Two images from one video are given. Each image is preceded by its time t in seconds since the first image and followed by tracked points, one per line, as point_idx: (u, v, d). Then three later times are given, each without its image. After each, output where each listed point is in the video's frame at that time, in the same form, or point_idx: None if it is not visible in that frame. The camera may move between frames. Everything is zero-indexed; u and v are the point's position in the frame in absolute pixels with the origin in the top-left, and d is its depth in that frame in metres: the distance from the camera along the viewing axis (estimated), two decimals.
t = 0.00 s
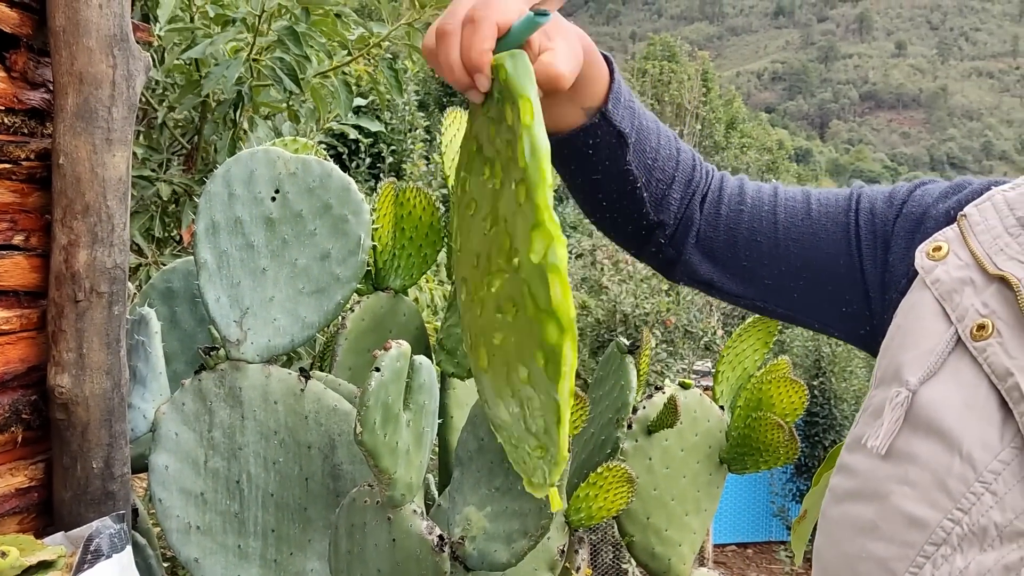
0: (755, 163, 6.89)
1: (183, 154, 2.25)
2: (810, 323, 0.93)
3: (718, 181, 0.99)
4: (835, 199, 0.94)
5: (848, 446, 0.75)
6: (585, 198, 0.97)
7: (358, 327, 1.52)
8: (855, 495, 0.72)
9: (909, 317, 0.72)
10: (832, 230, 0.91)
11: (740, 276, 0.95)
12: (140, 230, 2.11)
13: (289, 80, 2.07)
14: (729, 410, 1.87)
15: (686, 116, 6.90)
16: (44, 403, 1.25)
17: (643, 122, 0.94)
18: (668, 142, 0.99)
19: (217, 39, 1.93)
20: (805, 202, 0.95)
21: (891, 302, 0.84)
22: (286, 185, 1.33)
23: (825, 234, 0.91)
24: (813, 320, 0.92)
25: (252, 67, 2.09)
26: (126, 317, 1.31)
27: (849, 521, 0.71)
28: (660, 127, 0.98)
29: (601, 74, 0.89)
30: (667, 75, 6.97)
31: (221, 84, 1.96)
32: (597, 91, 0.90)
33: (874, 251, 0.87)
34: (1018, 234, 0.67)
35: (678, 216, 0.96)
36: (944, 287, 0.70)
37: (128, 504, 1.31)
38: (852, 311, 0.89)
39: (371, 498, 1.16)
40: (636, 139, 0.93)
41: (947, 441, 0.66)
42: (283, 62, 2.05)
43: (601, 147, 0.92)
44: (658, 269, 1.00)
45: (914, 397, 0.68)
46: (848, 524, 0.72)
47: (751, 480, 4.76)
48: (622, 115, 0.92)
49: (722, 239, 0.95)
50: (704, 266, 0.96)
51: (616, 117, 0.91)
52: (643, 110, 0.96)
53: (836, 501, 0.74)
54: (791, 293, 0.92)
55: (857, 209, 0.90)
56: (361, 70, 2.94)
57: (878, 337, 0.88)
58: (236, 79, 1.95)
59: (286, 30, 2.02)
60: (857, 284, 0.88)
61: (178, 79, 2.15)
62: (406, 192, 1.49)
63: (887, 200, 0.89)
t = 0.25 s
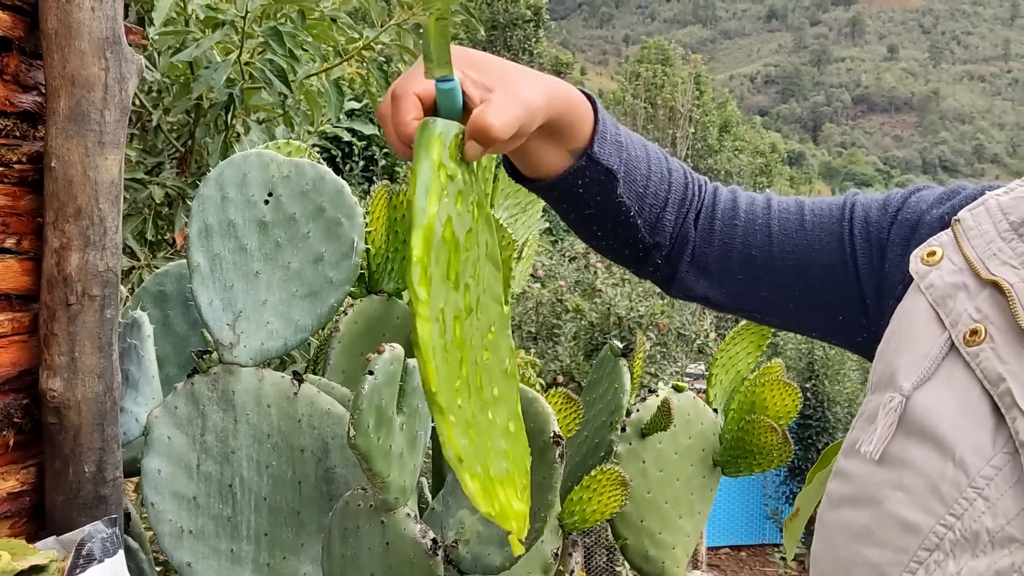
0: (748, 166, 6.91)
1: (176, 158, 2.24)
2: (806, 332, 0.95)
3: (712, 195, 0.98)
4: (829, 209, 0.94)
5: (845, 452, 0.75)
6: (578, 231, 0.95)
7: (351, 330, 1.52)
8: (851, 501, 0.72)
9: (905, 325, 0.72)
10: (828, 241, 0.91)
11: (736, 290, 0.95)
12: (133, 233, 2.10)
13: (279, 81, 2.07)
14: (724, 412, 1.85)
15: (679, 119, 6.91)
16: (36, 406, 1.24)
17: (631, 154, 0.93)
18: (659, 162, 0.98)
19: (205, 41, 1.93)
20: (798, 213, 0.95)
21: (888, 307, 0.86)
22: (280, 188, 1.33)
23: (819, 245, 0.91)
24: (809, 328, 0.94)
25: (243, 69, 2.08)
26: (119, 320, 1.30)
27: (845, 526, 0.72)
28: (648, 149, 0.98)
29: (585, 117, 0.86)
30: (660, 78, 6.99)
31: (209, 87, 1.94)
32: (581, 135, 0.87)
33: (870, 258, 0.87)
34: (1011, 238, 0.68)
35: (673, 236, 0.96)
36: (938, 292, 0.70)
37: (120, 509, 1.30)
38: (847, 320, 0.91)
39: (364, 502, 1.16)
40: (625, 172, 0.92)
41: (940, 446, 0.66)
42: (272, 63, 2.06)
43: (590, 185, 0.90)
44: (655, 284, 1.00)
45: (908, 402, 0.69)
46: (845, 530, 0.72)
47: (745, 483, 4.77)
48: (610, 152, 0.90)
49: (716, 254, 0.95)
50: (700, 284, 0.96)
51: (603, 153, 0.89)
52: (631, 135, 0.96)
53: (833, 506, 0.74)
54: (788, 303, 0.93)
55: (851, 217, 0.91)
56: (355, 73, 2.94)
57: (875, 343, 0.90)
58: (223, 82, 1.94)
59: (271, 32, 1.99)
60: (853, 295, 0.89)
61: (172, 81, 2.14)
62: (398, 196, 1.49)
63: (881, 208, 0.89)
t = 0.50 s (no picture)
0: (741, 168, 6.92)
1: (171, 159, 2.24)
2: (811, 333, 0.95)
3: (715, 196, 0.98)
4: (833, 211, 0.93)
5: (843, 457, 0.75)
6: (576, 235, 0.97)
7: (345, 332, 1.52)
8: (846, 507, 0.72)
9: (904, 328, 0.72)
10: (831, 244, 0.90)
11: (738, 292, 0.95)
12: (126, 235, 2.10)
13: (276, 84, 2.06)
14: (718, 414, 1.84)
15: (673, 121, 6.91)
16: (28, 409, 1.24)
17: (625, 157, 0.93)
18: (657, 165, 0.98)
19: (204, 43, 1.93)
20: (801, 215, 0.94)
21: (890, 310, 0.86)
22: (274, 190, 1.34)
23: (821, 248, 0.91)
24: (813, 331, 0.94)
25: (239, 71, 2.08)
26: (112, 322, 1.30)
27: (841, 532, 0.72)
28: (645, 152, 0.98)
29: (569, 117, 0.86)
30: (654, 80, 6.99)
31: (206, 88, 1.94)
32: (572, 142, 0.88)
33: (872, 261, 0.87)
34: (1011, 242, 0.68)
35: (673, 240, 0.96)
36: (937, 296, 0.71)
37: (113, 511, 1.30)
38: (851, 322, 0.91)
39: (358, 504, 1.16)
40: (619, 176, 0.92)
41: (935, 453, 0.66)
42: (269, 65, 2.06)
43: (584, 190, 0.91)
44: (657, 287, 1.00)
45: (905, 408, 0.69)
46: (840, 536, 0.72)
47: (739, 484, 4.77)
48: (603, 157, 0.91)
49: (719, 256, 0.95)
50: (702, 287, 0.96)
51: (593, 159, 0.90)
52: (624, 137, 0.96)
53: (830, 512, 0.74)
54: (791, 306, 0.93)
55: (854, 220, 0.90)
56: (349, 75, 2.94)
57: (879, 345, 0.91)
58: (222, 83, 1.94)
59: (271, 34, 2.01)
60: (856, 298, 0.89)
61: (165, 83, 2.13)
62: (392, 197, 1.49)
63: (885, 210, 0.89)
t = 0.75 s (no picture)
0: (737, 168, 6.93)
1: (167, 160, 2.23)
2: (818, 334, 0.94)
3: (720, 197, 0.98)
4: (837, 212, 0.93)
5: (845, 459, 0.75)
6: (576, 238, 0.98)
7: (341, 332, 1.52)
8: (846, 508, 0.73)
9: (908, 330, 0.72)
10: (835, 246, 0.90)
11: (743, 293, 0.95)
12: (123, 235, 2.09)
13: (277, 85, 2.06)
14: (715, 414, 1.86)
15: (670, 121, 6.91)
16: (24, 410, 1.24)
17: (618, 155, 0.94)
18: (655, 166, 0.99)
19: (204, 44, 1.93)
20: (806, 216, 0.94)
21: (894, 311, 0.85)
22: (270, 190, 1.34)
23: (825, 250, 0.90)
24: (820, 332, 0.93)
25: (239, 71, 2.07)
26: (107, 323, 1.30)
27: (840, 533, 0.72)
28: (641, 152, 0.98)
29: (554, 113, 0.87)
30: (651, 81, 6.99)
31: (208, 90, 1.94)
32: (561, 140, 0.90)
33: (877, 263, 0.87)
34: (1015, 243, 0.68)
35: (675, 240, 0.96)
36: (941, 297, 0.71)
37: (109, 512, 1.30)
38: (857, 322, 0.90)
39: (354, 504, 1.15)
40: (611, 174, 0.93)
41: (934, 456, 0.66)
42: (271, 66, 2.04)
43: (577, 189, 0.92)
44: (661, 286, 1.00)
45: (905, 411, 0.69)
46: (839, 537, 0.73)
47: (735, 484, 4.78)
48: (593, 155, 0.91)
49: (722, 258, 0.95)
50: (707, 287, 0.97)
51: (583, 156, 0.90)
52: (620, 139, 0.97)
53: (831, 513, 0.75)
54: (796, 308, 0.93)
55: (858, 221, 0.90)
56: (346, 75, 2.94)
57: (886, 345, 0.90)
58: (225, 83, 1.94)
59: (280, 35, 2.01)
60: (861, 301, 0.89)
61: (162, 83, 2.13)
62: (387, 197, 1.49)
63: (890, 210, 0.88)
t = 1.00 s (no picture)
0: (735, 167, 6.93)
1: (165, 159, 2.23)
2: (822, 339, 0.94)
3: (720, 203, 0.98)
4: (838, 214, 0.93)
5: (845, 462, 0.76)
6: (574, 242, 0.98)
7: (339, 332, 1.52)
8: (848, 512, 0.73)
9: (909, 328, 0.72)
10: (837, 248, 0.90)
11: (745, 298, 0.95)
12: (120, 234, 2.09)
13: (276, 84, 2.06)
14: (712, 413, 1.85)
15: (667, 120, 6.90)
16: (21, 410, 1.24)
17: (610, 155, 0.96)
18: (651, 169, 1.00)
19: (203, 43, 1.93)
20: (806, 219, 0.94)
21: (897, 312, 0.84)
22: (267, 189, 1.33)
23: (826, 252, 0.90)
24: (824, 337, 0.92)
25: (237, 70, 2.07)
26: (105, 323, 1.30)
27: (842, 537, 0.73)
28: (636, 157, 1.00)
29: (540, 108, 0.89)
30: (649, 79, 6.99)
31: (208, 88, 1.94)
32: (550, 135, 0.91)
33: (879, 263, 0.86)
34: (1019, 244, 0.68)
35: (674, 242, 0.97)
36: (943, 298, 0.70)
37: (106, 512, 1.30)
38: (860, 324, 0.90)
39: (352, 504, 1.15)
40: (604, 174, 0.94)
41: (936, 460, 0.67)
42: (270, 65, 2.05)
43: (570, 189, 0.93)
44: (662, 293, 0.99)
45: (907, 413, 0.69)
46: (841, 541, 0.73)
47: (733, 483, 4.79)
48: (584, 154, 0.93)
49: (723, 262, 0.95)
50: (708, 292, 0.96)
51: (573, 154, 0.92)
52: (614, 143, 0.99)
53: (833, 516, 0.75)
54: (799, 310, 0.92)
55: (859, 223, 0.89)
56: (344, 74, 2.94)
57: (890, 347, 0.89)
58: (224, 82, 1.93)
59: (281, 34, 2.00)
60: (863, 302, 0.88)
61: (159, 82, 2.12)
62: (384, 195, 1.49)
63: (891, 212, 0.87)
